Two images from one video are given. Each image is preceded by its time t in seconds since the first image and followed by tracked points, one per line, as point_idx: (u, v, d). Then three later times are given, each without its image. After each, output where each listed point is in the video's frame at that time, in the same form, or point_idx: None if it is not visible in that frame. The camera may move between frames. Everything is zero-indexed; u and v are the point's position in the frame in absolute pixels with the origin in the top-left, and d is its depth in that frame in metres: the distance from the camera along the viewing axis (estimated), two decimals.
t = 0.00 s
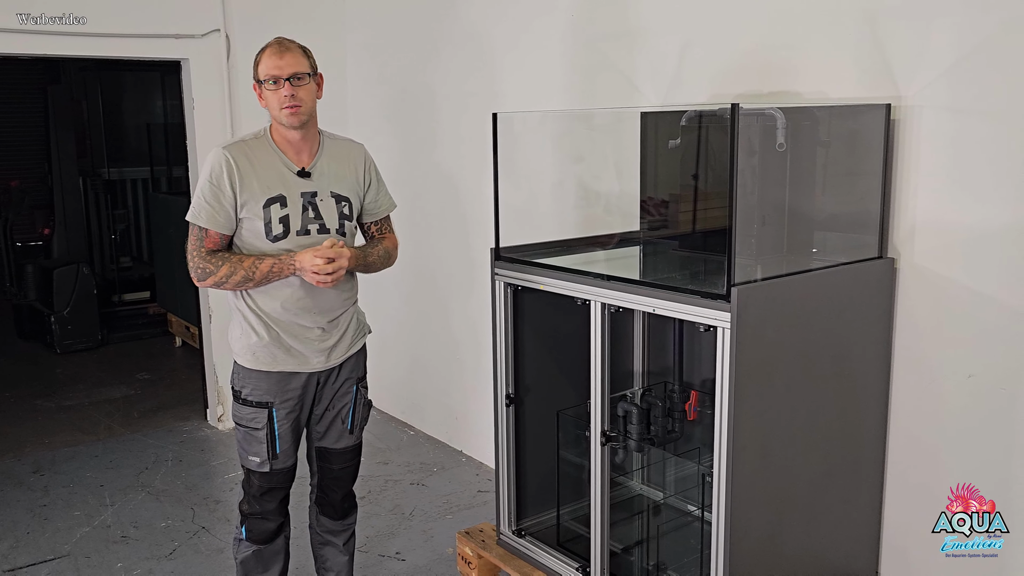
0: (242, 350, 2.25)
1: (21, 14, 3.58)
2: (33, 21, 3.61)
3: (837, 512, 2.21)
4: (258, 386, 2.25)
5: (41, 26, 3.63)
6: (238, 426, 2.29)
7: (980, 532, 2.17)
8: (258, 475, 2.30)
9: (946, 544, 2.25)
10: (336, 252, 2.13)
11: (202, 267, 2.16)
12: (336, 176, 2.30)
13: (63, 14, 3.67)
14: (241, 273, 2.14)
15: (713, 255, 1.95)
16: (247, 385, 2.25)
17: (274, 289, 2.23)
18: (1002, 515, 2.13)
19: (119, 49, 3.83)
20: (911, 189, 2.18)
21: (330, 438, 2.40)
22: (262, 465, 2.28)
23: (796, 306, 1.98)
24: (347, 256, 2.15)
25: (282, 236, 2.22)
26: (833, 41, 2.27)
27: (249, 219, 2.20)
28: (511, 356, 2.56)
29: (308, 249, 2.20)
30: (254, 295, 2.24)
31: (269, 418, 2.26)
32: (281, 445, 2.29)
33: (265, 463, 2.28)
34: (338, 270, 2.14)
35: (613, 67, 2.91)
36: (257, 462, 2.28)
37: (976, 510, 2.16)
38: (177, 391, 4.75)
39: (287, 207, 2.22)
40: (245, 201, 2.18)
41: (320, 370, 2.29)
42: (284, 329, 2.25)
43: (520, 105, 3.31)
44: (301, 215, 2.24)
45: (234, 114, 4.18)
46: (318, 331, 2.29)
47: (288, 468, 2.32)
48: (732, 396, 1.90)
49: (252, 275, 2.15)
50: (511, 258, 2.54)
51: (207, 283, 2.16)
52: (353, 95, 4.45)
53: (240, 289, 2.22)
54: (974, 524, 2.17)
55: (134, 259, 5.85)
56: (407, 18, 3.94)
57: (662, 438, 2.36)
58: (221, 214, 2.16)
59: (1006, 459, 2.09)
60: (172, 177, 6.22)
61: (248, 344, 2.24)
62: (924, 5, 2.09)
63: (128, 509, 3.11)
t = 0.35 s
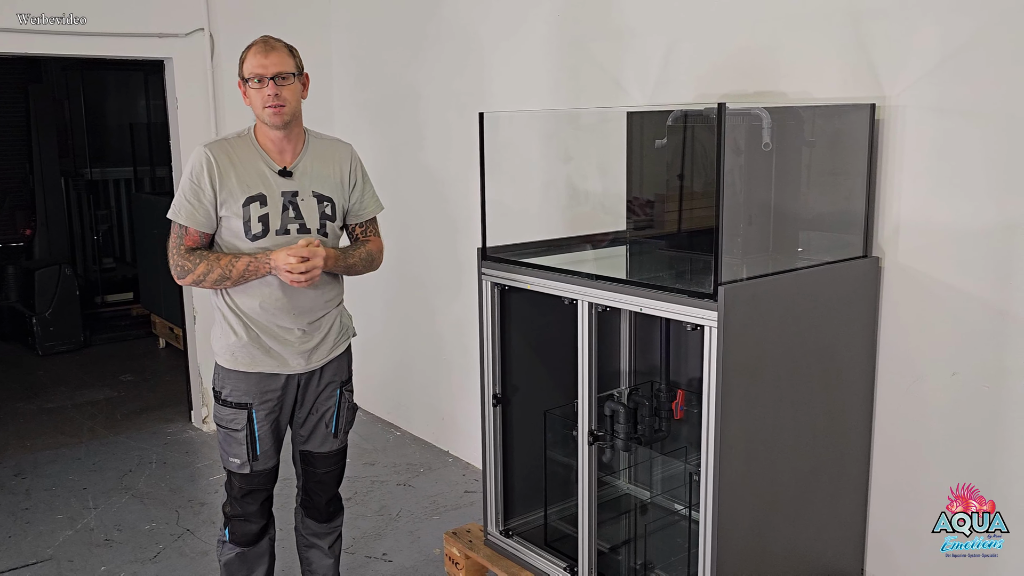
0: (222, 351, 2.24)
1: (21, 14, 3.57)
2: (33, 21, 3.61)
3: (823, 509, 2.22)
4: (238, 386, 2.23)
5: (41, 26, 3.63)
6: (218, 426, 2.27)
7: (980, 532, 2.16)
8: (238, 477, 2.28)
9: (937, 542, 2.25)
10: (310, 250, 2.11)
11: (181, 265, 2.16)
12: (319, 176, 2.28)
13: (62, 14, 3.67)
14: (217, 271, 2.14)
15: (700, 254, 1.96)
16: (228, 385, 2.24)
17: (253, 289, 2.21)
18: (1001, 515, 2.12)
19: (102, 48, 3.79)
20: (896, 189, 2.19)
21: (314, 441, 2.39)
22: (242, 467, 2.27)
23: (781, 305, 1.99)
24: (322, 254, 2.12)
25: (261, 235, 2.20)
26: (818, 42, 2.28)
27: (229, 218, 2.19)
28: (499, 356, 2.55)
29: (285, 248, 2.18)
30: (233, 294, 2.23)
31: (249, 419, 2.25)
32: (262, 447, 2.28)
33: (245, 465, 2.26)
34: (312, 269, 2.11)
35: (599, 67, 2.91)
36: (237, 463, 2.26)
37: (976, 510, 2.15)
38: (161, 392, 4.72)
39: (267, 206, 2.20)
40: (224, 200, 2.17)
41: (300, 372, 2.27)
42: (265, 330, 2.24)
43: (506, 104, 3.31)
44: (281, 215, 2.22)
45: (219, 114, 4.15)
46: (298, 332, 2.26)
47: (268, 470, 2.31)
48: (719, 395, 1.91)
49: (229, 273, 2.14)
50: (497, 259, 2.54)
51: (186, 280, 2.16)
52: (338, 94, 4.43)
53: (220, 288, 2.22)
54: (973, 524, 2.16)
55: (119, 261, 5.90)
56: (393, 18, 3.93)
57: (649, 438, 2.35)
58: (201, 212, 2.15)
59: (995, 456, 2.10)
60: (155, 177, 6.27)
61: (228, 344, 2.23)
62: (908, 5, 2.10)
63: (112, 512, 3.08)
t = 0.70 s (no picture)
0: (207, 351, 2.24)
1: (21, 14, 3.58)
2: (33, 21, 3.62)
3: (810, 507, 2.23)
4: (222, 387, 2.22)
5: (41, 26, 3.64)
6: (203, 428, 2.27)
7: (980, 532, 2.15)
8: (224, 478, 2.28)
9: (929, 540, 2.26)
10: (293, 252, 2.10)
11: (166, 264, 2.15)
12: (306, 177, 2.27)
13: (63, 14, 3.69)
14: (202, 271, 2.13)
15: (688, 254, 1.96)
16: (213, 385, 2.23)
17: (238, 288, 2.20)
18: (1002, 515, 2.12)
19: (87, 48, 3.77)
20: (882, 189, 2.21)
21: (301, 442, 2.38)
22: (228, 468, 2.26)
23: (768, 304, 2.00)
24: (306, 256, 2.12)
25: (246, 234, 2.20)
26: (805, 43, 2.29)
27: (214, 217, 2.18)
28: (487, 356, 2.55)
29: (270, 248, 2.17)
30: (217, 294, 2.22)
31: (234, 420, 2.24)
32: (246, 448, 2.27)
33: (230, 466, 2.26)
34: (296, 270, 2.10)
35: (588, 67, 2.92)
36: (222, 464, 2.26)
37: (977, 510, 2.15)
38: (148, 394, 4.69)
39: (252, 206, 2.20)
40: (210, 199, 2.16)
41: (285, 374, 2.27)
42: (250, 331, 2.23)
43: (495, 104, 3.31)
44: (267, 215, 2.22)
45: (206, 114, 4.13)
46: (284, 333, 2.26)
47: (253, 472, 2.30)
48: (707, 394, 1.92)
49: (213, 273, 2.13)
50: (486, 259, 2.54)
51: (170, 279, 2.16)
52: (326, 94, 4.42)
53: (205, 288, 2.21)
54: (973, 524, 2.16)
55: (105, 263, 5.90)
56: (381, 18, 3.92)
57: (637, 437, 2.36)
58: (187, 212, 2.15)
59: (984, 454, 2.11)
60: (142, 177, 6.21)
61: (213, 345, 2.22)
62: (893, 7, 2.12)
63: (98, 515, 3.06)
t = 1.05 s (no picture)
0: (196, 352, 2.23)
1: (20, 14, 3.59)
2: (33, 21, 3.63)
3: (799, 504, 2.24)
4: (212, 387, 2.21)
5: (40, 26, 3.64)
6: (191, 429, 2.25)
7: (980, 532, 2.13)
8: (213, 479, 2.27)
9: (922, 539, 2.26)
10: (285, 252, 2.09)
11: (153, 264, 2.14)
12: (293, 175, 2.27)
13: (62, 13, 3.69)
14: (190, 271, 2.12)
15: (677, 253, 1.96)
16: (201, 386, 2.22)
17: (228, 288, 2.20)
18: (1002, 515, 2.10)
19: (75, 47, 3.75)
20: (870, 188, 2.22)
21: (290, 443, 2.37)
22: (217, 468, 2.25)
23: (757, 303, 2.01)
24: (297, 256, 2.11)
25: (234, 233, 2.19)
26: (792, 43, 2.31)
27: (201, 215, 2.17)
28: (477, 356, 2.55)
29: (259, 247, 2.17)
30: (206, 294, 2.21)
31: (224, 420, 2.23)
32: (236, 449, 2.27)
33: (220, 467, 2.25)
34: (288, 270, 2.10)
35: (577, 66, 2.92)
36: (211, 465, 2.25)
37: (977, 510, 2.13)
38: (136, 394, 4.67)
39: (240, 204, 2.19)
40: (197, 198, 2.15)
41: (275, 374, 2.26)
42: (239, 331, 2.23)
43: (484, 103, 3.31)
44: (254, 213, 2.21)
45: (195, 114, 4.12)
46: (274, 333, 2.25)
47: (243, 472, 2.29)
48: (696, 392, 1.92)
49: (201, 273, 2.12)
50: (475, 257, 2.53)
51: (157, 279, 2.14)
52: (315, 94, 4.41)
53: (192, 288, 2.20)
54: (974, 524, 2.14)
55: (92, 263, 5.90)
56: (371, 17, 3.91)
57: (626, 435, 2.38)
58: (174, 210, 2.14)
59: (976, 452, 2.11)
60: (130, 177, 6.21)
61: (201, 345, 2.21)
62: (879, 7, 2.13)
63: (87, 516, 3.04)
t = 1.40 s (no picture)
0: (186, 352, 2.23)
1: (21, 14, 3.60)
2: (33, 21, 3.64)
3: (789, 502, 2.25)
4: (204, 387, 2.21)
5: (40, 26, 3.66)
6: (183, 429, 2.25)
7: (980, 532, 2.12)
8: (204, 479, 2.27)
9: (915, 538, 2.26)
10: (278, 251, 2.10)
11: (143, 261, 2.13)
12: (286, 175, 2.27)
13: (62, 14, 3.71)
14: (181, 268, 2.12)
15: (667, 252, 1.97)
16: (192, 386, 2.22)
17: (218, 287, 2.20)
18: (1001, 515, 2.10)
19: (66, 46, 3.74)
20: (860, 187, 2.23)
21: (281, 442, 2.37)
22: (208, 468, 2.25)
23: (746, 302, 2.02)
24: (290, 256, 2.12)
25: (226, 231, 2.19)
26: (782, 43, 2.32)
27: (193, 214, 2.17)
28: (468, 354, 2.56)
29: (251, 246, 2.17)
30: (197, 293, 2.21)
31: (215, 420, 2.23)
32: (228, 449, 2.26)
33: (211, 466, 2.24)
34: (280, 269, 2.10)
35: (568, 66, 2.93)
36: (203, 465, 2.25)
37: (977, 510, 2.12)
38: (127, 394, 4.67)
39: (233, 203, 2.19)
40: (190, 195, 2.15)
41: (266, 373, 2.26)
42: (229, 330, 2.22)
43: (476, 103, 3.31)
44: (247, 212, 2.21)
45: (186, 113, 4.11)
46: (264, 332, 2.25)
47: (235, 471, 2.29)
48: (686, 390, 1.93)
49: (192, 271, 2.12)
50: (466, 257, 2.54)
51: (147, 276, 2.14)
52: (307, 93, 4.41)
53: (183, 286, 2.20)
54: (974, 524, 2.13)
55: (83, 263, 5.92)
56: (362, 17, 3.91)
57: (617, 434, 2.38)
58: (166, 207, 2.13)
59: (969, 451, 2.12)
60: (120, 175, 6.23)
61: (192, 345, 2.21)
62: (868, 7, 2.14)
63: (77, 516, 3.03)
